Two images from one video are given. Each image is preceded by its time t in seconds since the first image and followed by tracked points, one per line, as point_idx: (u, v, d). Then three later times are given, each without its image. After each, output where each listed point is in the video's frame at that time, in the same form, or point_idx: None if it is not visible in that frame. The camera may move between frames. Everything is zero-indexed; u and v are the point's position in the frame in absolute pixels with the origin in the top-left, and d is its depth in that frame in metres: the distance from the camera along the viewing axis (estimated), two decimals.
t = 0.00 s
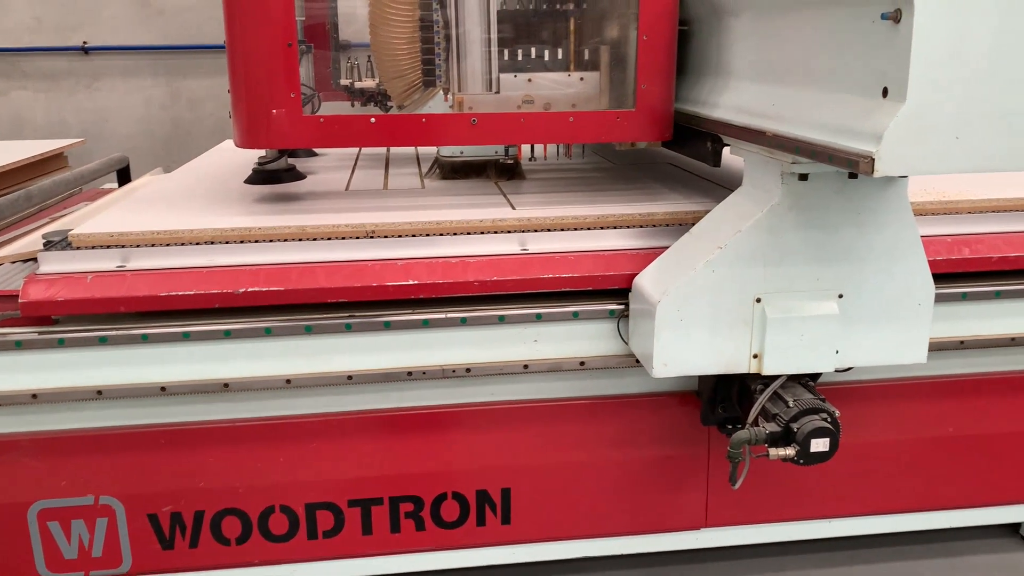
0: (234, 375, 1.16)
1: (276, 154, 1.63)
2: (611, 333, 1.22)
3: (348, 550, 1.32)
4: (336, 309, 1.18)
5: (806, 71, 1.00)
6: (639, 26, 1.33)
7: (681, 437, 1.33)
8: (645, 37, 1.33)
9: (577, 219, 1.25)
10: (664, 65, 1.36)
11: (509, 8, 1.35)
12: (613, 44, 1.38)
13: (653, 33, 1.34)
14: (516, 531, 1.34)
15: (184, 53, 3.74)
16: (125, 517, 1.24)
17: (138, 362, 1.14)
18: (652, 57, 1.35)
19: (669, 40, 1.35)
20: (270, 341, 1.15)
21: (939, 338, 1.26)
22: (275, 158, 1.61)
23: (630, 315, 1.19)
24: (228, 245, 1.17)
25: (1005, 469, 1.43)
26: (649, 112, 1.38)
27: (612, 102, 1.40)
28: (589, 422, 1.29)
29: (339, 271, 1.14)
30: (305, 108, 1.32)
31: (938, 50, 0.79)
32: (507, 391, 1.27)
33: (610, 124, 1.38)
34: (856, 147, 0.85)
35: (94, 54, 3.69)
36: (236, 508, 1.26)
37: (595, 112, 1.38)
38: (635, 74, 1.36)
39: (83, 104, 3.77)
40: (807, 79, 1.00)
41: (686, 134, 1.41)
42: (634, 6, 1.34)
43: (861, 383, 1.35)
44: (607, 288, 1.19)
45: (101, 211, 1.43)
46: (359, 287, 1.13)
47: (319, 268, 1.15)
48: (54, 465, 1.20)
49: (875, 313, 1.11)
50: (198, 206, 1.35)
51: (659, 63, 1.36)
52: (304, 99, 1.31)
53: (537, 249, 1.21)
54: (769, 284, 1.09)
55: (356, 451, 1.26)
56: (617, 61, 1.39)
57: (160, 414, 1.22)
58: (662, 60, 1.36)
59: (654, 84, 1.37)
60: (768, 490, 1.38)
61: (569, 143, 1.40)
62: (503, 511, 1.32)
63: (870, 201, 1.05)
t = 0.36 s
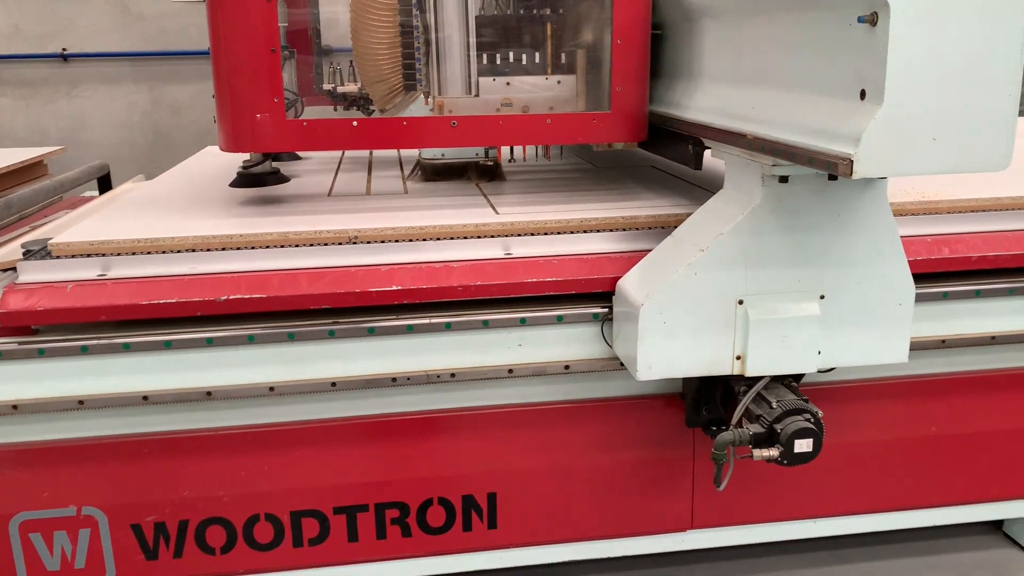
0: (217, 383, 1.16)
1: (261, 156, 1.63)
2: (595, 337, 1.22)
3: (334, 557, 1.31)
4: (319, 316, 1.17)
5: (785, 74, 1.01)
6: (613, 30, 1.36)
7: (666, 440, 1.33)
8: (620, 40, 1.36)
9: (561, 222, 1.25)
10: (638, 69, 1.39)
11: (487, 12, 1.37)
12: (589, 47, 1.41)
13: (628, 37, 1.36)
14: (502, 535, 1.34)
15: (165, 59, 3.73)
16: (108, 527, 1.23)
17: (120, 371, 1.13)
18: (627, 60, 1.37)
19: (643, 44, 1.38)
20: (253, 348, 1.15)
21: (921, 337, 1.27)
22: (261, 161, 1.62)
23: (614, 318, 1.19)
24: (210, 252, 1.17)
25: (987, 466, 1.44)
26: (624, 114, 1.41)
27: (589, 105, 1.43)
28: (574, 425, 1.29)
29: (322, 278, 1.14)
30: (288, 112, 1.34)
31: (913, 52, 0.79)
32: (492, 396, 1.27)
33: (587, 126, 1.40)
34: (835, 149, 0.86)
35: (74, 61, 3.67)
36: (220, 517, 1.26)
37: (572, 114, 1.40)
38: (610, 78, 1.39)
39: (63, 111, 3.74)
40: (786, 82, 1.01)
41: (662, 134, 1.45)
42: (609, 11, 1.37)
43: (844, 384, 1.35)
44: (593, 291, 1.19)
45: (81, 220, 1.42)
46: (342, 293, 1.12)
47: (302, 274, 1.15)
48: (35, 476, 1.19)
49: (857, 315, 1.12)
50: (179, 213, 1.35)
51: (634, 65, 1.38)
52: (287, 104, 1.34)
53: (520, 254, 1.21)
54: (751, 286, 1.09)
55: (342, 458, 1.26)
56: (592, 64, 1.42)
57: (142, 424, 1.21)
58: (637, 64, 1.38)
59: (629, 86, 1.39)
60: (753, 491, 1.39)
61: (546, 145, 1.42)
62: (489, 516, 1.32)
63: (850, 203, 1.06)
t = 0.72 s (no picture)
0: (208, 382, 1.15)
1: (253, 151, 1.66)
2: (587, 334, 1.22)
3: (326, 556, 1.31)
4: (310, 314, 1.17)
5: (774, 71, 1.01)
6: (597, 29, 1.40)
7: (657, 436, 1.33)
8: (604, 37, 1.40)
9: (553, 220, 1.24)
10: (621, 65, 1.43)
11: (475, 11, 1.39)
12: (574, 45, 1.44)
13: (611, 35, 1.40)
14: (495, 533, 1.34)
15: (154, 58, 3.71)
16: (99, 528, 1.23)
17: (111, 371, 1.13)
18: (611, 57, 1.41)
19: (626, 43, 1.42)
20: (244, 347, 1.14)
21: (910, 333, 1.28)
22: (253, 157, 1.64)
23: (605, 315, 1.20)
24: (201, 251, 1.16)
25: (977, 462, 1.45)
26: (607, 109, 1.45)
27: (575, 101, 1.46)
28: (566, 422, 1.29)
29: (313, 276, 1.14)
30: (280, 109, 1.35)
31: (902, 49, 0.80)
32: (483, 394, 1.27)
33: (573, 122, 1.44)
34: (824, 146, 0.86)
35: (62, 60, 3.64)
36: (212, 517, 1.25)
37: (558, 110, 1.43)
38: (595, 74, 1.42)
39: (51, 110, 3.72)
40: (775, 80, 1.01)
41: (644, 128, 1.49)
42: (593, 10, 1.40)
43: (834, 380, 1.36)
44: (584, 288, 1.19)
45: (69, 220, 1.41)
46: (333, 292, 1.12)
47: (292, 273, 1.14)
48: (25, 476, 1.19)
49: (847, 311, 1.12)
50: (169, 212, 1.34)
51: (617, 63, 1.42)
52: (279, 100, 1.34)
53: (512, 252, 1.21)
54: (742, 283, 1.10)
55: (333, 458, 1.26)
56: (578, 61, 1.44)
57: (133, 424, 1.21)
58: (620, 61, 1.42)
59: (613, 83, 1.43)
60: (744, 487, 1.39)
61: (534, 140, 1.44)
62: (481, 514, 1.32)
63: (840, 199, 1.06)
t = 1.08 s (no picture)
0: (207, 381, 1.15)
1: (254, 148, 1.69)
2: (585, 334, 1.23)
3: (324, 554, 1.31)
4: (309, 313, 1.17)
5: (772, 71, 1.01)
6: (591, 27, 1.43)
7: (655, 435, 1.34)
8: (597, 37, 1.43)
9: (551, 219, 1.24)
10: (614, 64, 1.46)
11: (470, 11, 1.42)
12: (567, 44, 1.48)
13: (604, 34, 1.43)
14: (493, 532, 1.34)
15: (150, 56, 3.70)
16: (98, 526, 1.23)
17: (109, 370, 1.13)
18: (604, 58, 1.45)
19: (618, 42, 1.45)
20: (242, 346, 1.14)
21: (907, 332, 1.29)
22: (254, 153, 1.67)
23: (604, 314, 1.20)
24: (200, 250, 1.16)
25: (973, 461, 1.46)
26: (599, 107, 1.48)
27: (568, 98, 1.50)
28: (565, 421, 1.30)
29: (312, 276, 1.14)
30: (281, 106, 1.38)
31: (901, 50, 0.80)
32: (482, 393, 1.27)
33: (566, 120, 1.48)
34: (824, 146, 0.86)
35: (58, 58, 3.64)
36: (210, 515, 1.25)
37: (552, 108, 1.46)
38: (587, 73, 1.46)
39: (47, 108, 3.71)
40: (774, 79, 1.01)
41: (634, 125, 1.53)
42: (586, 10, 1.43)
43: (831, 379, 1.36)
44: (583, 288, 1.19)
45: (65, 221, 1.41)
46: (333, 291, 1.12)
47: (291, 272, 1.14)
48: (24, 476, 1.19)
49: (845, 311, 1.13)
50: (167, 210, 1.34)
51: (609, 61, 1.45)
52: (279, 98, 1.37)
53: (511, 251, 1.21)
54: (740, 282, 1.10)
55: (332, 457, 1.26)
56: (571, 60, 1.48)
57: (131, 423, 1.21)
58: (614, 59, 1.46)
59: (605, 82, 1.47)
60: (742, 486, 1.40)
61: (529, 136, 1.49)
62: (480, 512, 1.32)
63: (838, 199, 1.07)
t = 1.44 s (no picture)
0: (208, 382, 1.16)
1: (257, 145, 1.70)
2: (585, 334, 1.23)
3: (325, 554, 1.32)
4: (310, 313, 1.17)
5: (772, 72, 1.02)
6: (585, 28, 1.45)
7: (655, 435, 1.34)
8: (592, 40, 1.45)
9: (551, 220, 1.25)
10: (609, 65, 1.48)
11: (468, 12, 1.44)
12: (563, 45, 1.50)
13: (599, 34, 1.45)
14: (493, 532, 1.34)
15: (150, 56, 3.70)
16: (99, 526, 1.23)
17: (111, 369, 1.13)
18: (598, 59, 1.47)
19: (613, 40, 1.47)
20: (243, 346, 1.15)
21: (906, 332, 1.29)
22: (257, 151, 1.69)
23: (604, 315, 1.20)
24: (201, 251, 1.16)
25: (971, 460, 1.46)
26: (595, 106, 1.50)
27: (564, 97, 1.52)
28: (565, 421, 1.30)
29: (313, 276, 1.14)
30: (283, 105, 1.40)
31: (899, 51, 0.80)
32: (482, 393, 1.28)
33: (563, 119, 1.50)
34: (823, 147, 0.87)
35: (58, 58, 3.64)
36: (211, 515, 1.26)
37: (549, 107, 1.49)
38: (583, 73, 1.48)
39: (46, 108, 3.71)
40: (773, 80, 1.01)
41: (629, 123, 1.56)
42: (581, 11, 1.45)
43: (831, 379, 1.37)
44: (582, 288, 1.20)
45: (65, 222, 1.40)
46: (333, 291, 1.12)
47: (292, 272, 1.15)
48: (25, 476, 1.19)
49: (844, 310, 1.13)
50: (168, 210, 1.34)
51: (603, 61, 1.47)
52: (282, 96, 1.40)
53: (511, 251, 1.22)
54: (740, 283, 1.10)
55: (332, 456, 1.26)
56: (566, 60, 1.51)
57: (132, 423, 1.21)
58: (609, 60, 1.48)
59: (601, 81, 1.48)
60: (741, 485, 1.40)
61: (526, 135, 1.51)
62: (480, 512, 1.32)
63: (837, 200, 1.07)
